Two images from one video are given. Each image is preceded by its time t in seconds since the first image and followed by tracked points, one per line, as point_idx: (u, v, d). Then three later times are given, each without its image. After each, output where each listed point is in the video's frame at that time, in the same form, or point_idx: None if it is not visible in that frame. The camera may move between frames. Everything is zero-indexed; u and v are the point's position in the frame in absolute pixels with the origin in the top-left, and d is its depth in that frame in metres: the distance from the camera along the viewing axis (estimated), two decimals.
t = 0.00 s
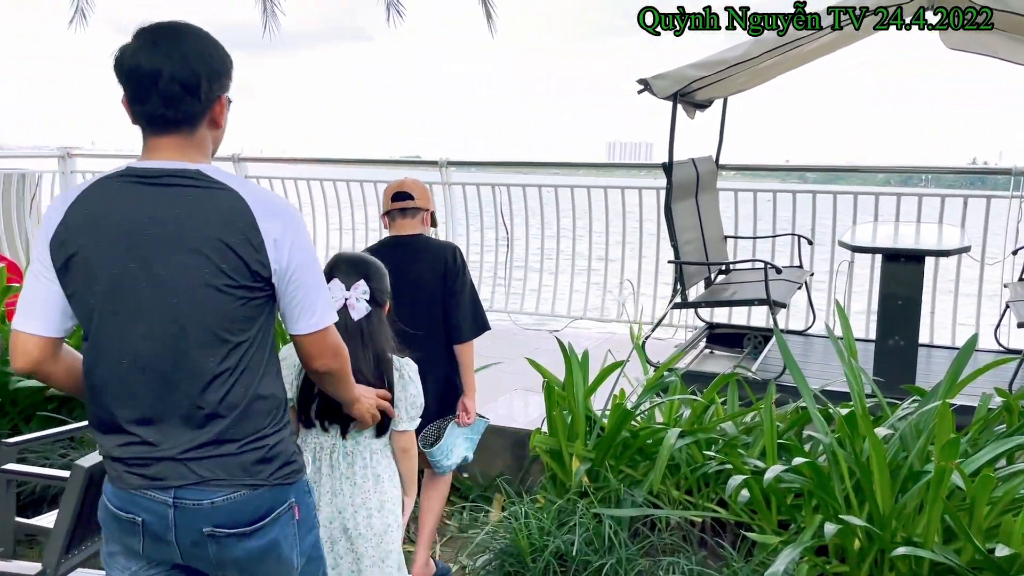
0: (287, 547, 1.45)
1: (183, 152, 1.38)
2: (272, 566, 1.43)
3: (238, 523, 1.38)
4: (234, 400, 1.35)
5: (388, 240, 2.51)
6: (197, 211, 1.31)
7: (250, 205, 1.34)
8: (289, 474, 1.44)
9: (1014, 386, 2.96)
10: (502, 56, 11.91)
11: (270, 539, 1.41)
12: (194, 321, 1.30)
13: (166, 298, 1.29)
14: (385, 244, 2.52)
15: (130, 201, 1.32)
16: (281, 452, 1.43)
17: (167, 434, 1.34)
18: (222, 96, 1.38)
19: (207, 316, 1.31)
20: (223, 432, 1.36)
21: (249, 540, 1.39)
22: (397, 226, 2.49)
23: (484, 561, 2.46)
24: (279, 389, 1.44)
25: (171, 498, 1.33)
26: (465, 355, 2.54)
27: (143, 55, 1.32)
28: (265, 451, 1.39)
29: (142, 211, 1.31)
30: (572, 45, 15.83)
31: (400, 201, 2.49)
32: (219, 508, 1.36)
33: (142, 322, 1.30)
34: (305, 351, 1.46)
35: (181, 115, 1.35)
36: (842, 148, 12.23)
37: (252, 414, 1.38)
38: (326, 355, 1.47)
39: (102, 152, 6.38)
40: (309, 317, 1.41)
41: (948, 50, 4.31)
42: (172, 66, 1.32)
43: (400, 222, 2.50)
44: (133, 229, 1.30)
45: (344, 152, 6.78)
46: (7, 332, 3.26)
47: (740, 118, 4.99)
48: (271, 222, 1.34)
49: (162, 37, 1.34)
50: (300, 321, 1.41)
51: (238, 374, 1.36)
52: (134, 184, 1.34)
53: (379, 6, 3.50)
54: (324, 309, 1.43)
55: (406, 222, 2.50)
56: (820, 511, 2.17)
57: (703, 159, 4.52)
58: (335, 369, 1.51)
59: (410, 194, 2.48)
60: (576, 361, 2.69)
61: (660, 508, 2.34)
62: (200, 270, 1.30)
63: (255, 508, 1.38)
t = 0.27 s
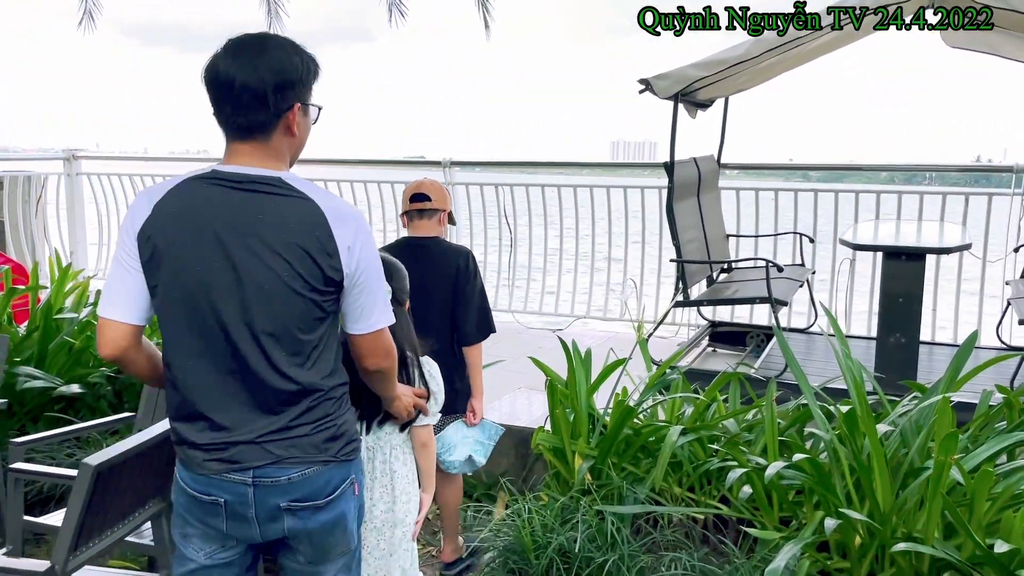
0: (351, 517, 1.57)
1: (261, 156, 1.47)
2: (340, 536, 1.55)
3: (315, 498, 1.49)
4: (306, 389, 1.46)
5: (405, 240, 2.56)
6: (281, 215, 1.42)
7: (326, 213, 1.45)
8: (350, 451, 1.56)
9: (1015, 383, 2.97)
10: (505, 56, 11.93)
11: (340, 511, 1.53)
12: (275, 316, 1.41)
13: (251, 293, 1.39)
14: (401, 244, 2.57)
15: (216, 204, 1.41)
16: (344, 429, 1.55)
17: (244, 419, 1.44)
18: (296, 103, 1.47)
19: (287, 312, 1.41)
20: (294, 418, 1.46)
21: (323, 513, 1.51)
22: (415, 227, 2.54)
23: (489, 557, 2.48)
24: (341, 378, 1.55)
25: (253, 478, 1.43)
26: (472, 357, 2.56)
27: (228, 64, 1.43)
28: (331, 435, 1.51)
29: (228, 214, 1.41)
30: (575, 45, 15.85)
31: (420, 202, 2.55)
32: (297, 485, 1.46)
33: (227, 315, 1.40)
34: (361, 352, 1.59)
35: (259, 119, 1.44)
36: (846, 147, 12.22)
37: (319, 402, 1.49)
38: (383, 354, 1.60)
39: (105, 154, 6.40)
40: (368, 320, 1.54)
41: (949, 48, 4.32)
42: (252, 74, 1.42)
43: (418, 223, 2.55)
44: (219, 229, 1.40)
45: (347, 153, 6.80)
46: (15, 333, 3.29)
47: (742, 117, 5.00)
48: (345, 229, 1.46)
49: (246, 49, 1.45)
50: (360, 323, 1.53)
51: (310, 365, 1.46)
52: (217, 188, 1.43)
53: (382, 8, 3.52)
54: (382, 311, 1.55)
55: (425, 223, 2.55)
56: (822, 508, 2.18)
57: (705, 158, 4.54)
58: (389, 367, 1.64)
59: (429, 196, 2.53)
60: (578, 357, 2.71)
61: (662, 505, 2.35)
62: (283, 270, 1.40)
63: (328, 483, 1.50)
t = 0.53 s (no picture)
0: (352, 502, 1.66)
1: (294, 147, 1.64)
2: (339, 521, 1.64)
3: (313, 481, 1.60)
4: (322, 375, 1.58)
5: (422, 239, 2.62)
6: (308, 212, 1.55)
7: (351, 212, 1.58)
8: (357, 441, 1.67)
9: (994, 375, 3.02)
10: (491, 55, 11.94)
11: (339, 496, 1.63)
12: (296, 304, 1.53)
13: (276, 281, 1.53)
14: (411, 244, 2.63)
15: (252, 196, 1.56)
16: (352, 419, 1.66)
17: (263, 399, 1.57)
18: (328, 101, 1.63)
19: (307, 301, 1.54)
20: (309, 402, 1.59)
21: (322, 496, 1.61)
22: (435, 227, 2.61)
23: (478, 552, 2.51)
24: (356, 370, 1.67)
25: (261, 458, 1.56)
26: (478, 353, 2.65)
27: (271, 63, 1.60)
28: (342, 422, 1.62)
29: (261, 208, 1.55)
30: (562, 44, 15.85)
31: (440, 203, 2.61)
32: (299, 468, 1.58)
33: (252, 301, 1.53)
34: (376, 346, 1.70)
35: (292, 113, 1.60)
36: (831, 144, 12.29)
37: (334, 389, 1.61)
38: (391, 350, 1.71)
39: (90, 155, 6.36)
40: (388, 313, 1.66)
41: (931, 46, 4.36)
42: (292, 75, 1.59)
43: (438, 222, 2.61)
44: (252, 221, 1.54)
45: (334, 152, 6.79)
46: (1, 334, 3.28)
47: (727, 114, 5.04)
48: (367, 229, 1.59)
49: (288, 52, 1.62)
50: (379, 318, 1.66)
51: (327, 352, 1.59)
52: (254, 184, 1.58)
53: (369, 7, 3.53)
54: (400, 308, 1.67)
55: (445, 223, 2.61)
56: (805, 500, 2.22)
57: (690, 156, 4.57)
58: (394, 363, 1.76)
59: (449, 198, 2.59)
60: (565, 355, 2.74)
61: (648, 499, 2.38)
62: (307, 262, 1.54)
63: (330, 468, 1.60)
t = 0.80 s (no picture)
0: (336, 488, 1.69)
1: (286, 151, 1.66)
2: (322, 506, 1.67)
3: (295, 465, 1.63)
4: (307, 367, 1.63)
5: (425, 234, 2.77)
6: (291, 210, 1.59)
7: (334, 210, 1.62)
8: (344, 430, 1.70)
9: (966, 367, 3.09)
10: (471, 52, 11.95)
11: (321, 481, 1.66)
12: (281, 298, 1.59)
13: (262, 277, 1.58)
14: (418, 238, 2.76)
15: (240, 195, 1.61)
16: (339, 408, 1.69)
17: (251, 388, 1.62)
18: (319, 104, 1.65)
19: (292, 296, 1.59)
20: (294, 393, 1.64)
21: (304, 480, 1.65)
22: (434, 222, 2.76)
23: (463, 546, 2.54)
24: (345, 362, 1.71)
25: (247, 443, 1.61)
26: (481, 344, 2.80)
27: (264, 69, 1.63)
28: (328, 413, 1.66)
29: (248, 205, 1.60)
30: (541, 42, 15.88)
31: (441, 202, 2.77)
32: (281, 452, 1.62)
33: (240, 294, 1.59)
34: (361, 338, 1.74)
35: (286, 116, 1.62)
36: (808, 142, 12.41)
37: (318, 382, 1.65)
38: (376, 341, 1.75)
39: (67, 154, 6.31)
40: (373, 307, 1.70)
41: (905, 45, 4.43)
42: (281, 79, 1.61)
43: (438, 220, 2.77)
44: (238, 218, 1.59)
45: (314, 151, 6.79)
46: None
47: (705, 112, 5.09)
48: (351, 227, 1.63)
49: (278, 58, 1.65)
50: (365, 312, 1.70)
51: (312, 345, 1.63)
52: (243, 181, 1.63)
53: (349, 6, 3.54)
54: (385, 303, 1.71)
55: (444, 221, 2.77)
56: (784, 491, 2.26)
57: (669, 153, 4.62)
58: (377, 354, 1.80)
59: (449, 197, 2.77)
60: (548, 351, 2.79)
61: (631, 492, 2.42)
62: (291, 260, 1.58)
63: (313, 454, 1.64)
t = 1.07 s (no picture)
0: (330, 468, 1.77)
1: (266, 148, 1.70)
2: (317, 483, 1.75)
3: (289, 444, 1.71)
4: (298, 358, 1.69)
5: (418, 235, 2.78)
6: (272, 212, 1.64)
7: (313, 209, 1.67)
8: (338, 413, 1.78)
9: (947, 360, 3.15)
10: (455, 48, 11.93)
11: (315, 459, 1.74)
12: (268, 296, 1.65)
13: (248, 278, 1.64)
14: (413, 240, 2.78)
15: (220, 200, 1.66)
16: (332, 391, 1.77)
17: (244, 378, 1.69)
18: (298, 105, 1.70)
19: (278, 294, 1.66)
20: (284, 384, 1.70)
21: (299, 459, 1.73)
22: (423, 222, 2.78)
23: (457, 538, 2.57)
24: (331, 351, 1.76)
25: (246, 423, 1.69)
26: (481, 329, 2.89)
27: (246, 69, 1.67)
28: (319, 398, 1.73)
29: (231, 210, 1.65)
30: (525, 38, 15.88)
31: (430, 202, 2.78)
32: (276, 431, 1.70)
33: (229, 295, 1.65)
34: (343, 327, 1.80)
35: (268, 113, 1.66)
36: (790, 139, 12.49)
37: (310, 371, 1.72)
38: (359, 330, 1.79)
39: (49, 150, 6.24)
40: (352, 298, 1.75)
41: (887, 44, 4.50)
42: (259, 85, 1.65)
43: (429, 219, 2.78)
44: (222, 223, 1.65)
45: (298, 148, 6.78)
46: None
47: (689, 109, 5.14)
48: (329, 224, 1.68)
49: (256, 62, 1.69)
50: (345, 302, 1.75)
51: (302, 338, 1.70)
52: (224, 186, 1.68)
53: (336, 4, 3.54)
54: (364, 293, 1.76)
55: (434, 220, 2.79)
56: (772, 482, 2.31)
57: (655, 150, 4.66)
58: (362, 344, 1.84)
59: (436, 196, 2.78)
60: (540, 346, 2.81)
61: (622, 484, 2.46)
62: (271, 259, 1.64)
63: (307, 435, 1.72)
